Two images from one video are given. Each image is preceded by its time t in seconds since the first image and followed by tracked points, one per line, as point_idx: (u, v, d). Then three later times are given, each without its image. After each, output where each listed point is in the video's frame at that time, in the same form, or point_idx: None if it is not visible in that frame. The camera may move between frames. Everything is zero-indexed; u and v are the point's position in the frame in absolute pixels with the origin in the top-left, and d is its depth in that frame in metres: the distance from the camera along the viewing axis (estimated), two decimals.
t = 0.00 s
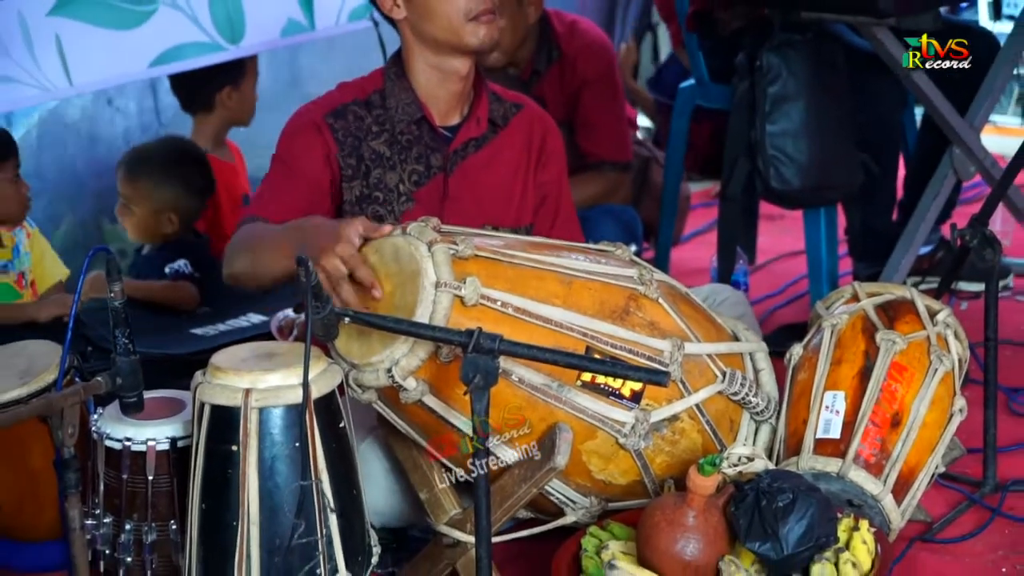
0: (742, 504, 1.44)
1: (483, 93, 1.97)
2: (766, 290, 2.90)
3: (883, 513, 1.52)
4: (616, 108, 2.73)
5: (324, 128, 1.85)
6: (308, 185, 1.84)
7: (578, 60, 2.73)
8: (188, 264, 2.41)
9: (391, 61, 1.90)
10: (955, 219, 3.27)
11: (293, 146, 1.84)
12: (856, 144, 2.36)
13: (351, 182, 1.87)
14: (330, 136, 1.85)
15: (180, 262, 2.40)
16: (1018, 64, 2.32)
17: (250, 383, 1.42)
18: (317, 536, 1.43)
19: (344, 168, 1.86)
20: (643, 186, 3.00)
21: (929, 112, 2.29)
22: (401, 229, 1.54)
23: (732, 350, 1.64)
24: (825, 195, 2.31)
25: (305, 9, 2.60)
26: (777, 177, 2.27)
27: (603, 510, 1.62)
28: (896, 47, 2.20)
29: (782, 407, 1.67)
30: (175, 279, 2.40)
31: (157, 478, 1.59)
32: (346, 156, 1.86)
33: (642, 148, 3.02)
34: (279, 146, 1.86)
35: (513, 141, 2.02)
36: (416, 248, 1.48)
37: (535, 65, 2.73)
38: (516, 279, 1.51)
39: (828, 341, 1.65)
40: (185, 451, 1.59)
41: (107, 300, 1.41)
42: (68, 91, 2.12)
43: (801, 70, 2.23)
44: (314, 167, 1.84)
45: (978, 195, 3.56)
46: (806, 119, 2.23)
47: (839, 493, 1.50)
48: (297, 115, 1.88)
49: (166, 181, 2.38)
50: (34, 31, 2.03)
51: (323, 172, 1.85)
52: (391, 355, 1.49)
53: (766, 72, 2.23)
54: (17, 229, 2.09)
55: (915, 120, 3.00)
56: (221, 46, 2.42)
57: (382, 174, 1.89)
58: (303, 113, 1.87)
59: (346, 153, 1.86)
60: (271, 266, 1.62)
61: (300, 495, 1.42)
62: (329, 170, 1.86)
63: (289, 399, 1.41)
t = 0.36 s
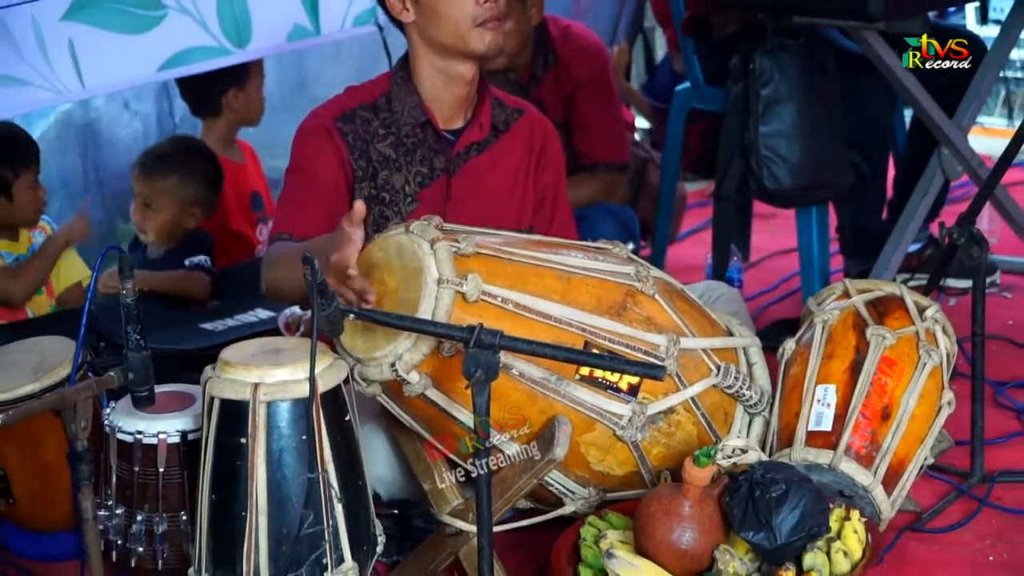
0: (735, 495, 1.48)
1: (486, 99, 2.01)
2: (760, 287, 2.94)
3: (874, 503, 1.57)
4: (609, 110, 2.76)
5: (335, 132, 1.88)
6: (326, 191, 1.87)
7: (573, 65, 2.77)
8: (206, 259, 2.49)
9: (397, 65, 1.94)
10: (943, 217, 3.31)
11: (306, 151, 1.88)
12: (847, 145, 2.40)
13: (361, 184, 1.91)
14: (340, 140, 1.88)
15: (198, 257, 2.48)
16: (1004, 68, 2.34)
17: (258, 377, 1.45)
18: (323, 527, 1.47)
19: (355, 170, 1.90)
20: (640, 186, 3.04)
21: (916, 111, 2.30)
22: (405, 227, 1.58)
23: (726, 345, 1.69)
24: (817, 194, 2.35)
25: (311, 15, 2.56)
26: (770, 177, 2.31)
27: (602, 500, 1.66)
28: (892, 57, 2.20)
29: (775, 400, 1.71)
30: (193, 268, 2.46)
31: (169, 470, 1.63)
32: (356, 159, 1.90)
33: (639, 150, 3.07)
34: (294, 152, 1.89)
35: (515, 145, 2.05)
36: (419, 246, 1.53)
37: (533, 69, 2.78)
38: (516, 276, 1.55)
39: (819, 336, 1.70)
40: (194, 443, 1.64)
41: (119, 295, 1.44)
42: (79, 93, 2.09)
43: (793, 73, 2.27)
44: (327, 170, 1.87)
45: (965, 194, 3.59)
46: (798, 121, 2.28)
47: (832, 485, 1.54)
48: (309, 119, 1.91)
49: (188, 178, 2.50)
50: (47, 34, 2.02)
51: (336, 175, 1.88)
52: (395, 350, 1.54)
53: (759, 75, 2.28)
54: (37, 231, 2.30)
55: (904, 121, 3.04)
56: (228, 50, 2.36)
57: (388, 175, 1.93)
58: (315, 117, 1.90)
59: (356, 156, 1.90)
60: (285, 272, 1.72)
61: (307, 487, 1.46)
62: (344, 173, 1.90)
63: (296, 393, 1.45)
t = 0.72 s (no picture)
0: (730, 489, 1.52)
1: (491, 104, 2.05)
2: (754, 286, 2.98)
3: (865, 496, 1.61)
4: (607, 115, 2.81)
5: (343, 140, 1.94)
6: (334, 199, 1.93)
7: (574, 70, 2.81)
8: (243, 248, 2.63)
9: (406, 72, 1.99)
10: (931, 218, 3.34)
11: (316, 159, 1.94)
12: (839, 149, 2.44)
13: (368, 190, 1.96)
14: (349, 149, 1.94)
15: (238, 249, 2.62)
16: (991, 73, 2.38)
17: (265, 375, 1.50)
18: (330, 521, 1.52)
19: (363, 176, 1.95)
20: (638, 189, 3.09)
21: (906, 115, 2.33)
22: (408, 229, 1.62)
23: (721, 343, 1.73)
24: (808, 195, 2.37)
25: (307, 22, 2.56)
26: (763, 180, 2.34)
27: (600, 494, 1.71)
28: (882, 62, 2.22)
29: (768, 397, 1.76)
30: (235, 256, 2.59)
31: (179, 466, 1.68)
32: (365, 166, 1.95)
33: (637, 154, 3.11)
34: (303, 159, 1.95)
35: (517, 151, 2.08)
36: (422, 248, 1.57)
37: (533, 75, 2.84)
38: (517, 277, 1.60)
39: (811, 334, 1.74)
40: (204, 440, 1.68)
41: (130, 296, 1.48)
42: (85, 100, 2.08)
43: (785, 78, 2.32)
44: (336, 177, 1.93)
45: (953, 196, 3.62)
46: (790, 125, 2.32)
47: (824, 479, 1.60)
48: (318, 126, 1.96)
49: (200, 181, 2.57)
50: (54, 42, 2.00)
51: (344, 182, 1.93)
52: (399, 349, 1.59)
53: (753, 80, 2.32)
54: (82, 249, 2.41)
55: (893, 124, 3.08)
56: (228, 57, 2.34)
57: (396, 181, 1.98)
58: (323, 125, 1.96)
59: (364, 162, 1.95)
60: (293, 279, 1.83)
61: (314, 482, 1.50)
62: (352, 180, 1.95)
63: (303, 391, 1.49)
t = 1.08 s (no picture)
0: (726, 488, 1.56)
1: (493, 115, 2.10)
2: (748, 290, 3.03)
3: (857, 495, 1.65)
4: (610, 122, 2.86)
5: (350, 151, 1.99)
6: (341, 209, 1.98)
7: (578, 79, 2.88)
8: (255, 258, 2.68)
9: (410, 84, 2.04)
10: (921, 224, 3.37)
11: (323, 170, 1.98)
12: (830, 156, 2.49)
13: (374, 201, 2.01)
14: (357, 159, 1.98)
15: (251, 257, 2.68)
16: (981, 84, 2.41)
17: (274, 377, 1.54)
18: (336, 519, 1.57)
19: (370, 186, 2.00)
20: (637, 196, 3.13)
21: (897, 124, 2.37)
22: (413, 235, 1.67)
23: (717, 346, 1.78)
24: (802, 203, 2.42)
25: (301, 32, 2.56)
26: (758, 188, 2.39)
27: (600, 493, 1.75)
28: (874, 73, 2.25)
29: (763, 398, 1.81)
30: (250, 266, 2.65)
31: (190, 465, 1.72)
32: (371, 176, 2.00)
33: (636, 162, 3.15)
34: (311, 170, 2.00)
35: (520, 159, 2.13)
36: (427, 253, 1.62)
37: (540, 85, 2.87)
38: (519, 281, 1.64)
39: (805, 338, 1.79)
40: (214, 440, 1.73)
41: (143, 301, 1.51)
42: (89, 107, 2.21)
43: (780, 88, 2.35)
44: (343, 187, 1.98)
45: (942, 203, 3.65)
46: (785, 133, 2.36)
47: (817, 478, 1.65)
48: (325, 139, 2.01)
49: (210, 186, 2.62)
50: (59, 52, 2.13)
51: (351, 193, 1.98)
52: (404, 352, 1.63)
53: (748, 90, 2.36)
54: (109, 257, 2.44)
55: (884, 132, 3.12)
56: (222, 66, 2.42)
57: (400, 191, 2.02)
58: (331, 138, 2.00)
59: (370, 172, 2.00)
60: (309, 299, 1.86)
61: (321, 480, 1.55)
62: (358, 190, 2.00)
63: (310, 393, 1.54)
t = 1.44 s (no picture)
0: (724, 491, 1.61)
1: (498, 128, 2.15)
2: (745, 299, 3.07)
3: (851, 498, 1.70)
4: (607, 134, 2.94)
5: (357, 156, 2.04)
6: (347, 210, 2.04)
7: (577, 90, 2.94)
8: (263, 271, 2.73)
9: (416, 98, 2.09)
10: (913, 235, 3.42)
11: (330, 172, 2.04)
12: (824, 169, 2.54)
13: (381, 206, 2.06)
14: (362, 164, 2.04)
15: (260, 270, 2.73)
16: (970, 98, 2.47)
17: (285, 384, 1.59)
18: (345, 522, 1.62)
19: (375, 192, 2.05)
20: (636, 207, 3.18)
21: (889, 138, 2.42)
22: (420, 246, 1.73)
23: (714, 353, 1.83)
24: (797, 215, 2.47)
25: (302, 47, 2.57)
26: (754, 200, 2.43)
27: (601, 496, 1.80)
28: (866, 89, 2.30)
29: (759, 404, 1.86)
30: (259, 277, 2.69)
31: (202, 469, 1.77)
32: (376, 182, 2.05)
33: (635, 173, 3.20)
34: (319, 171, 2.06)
35: (523, 171, 2.17)
36: (433, 264, 1.68)
37: (541, 98, 2.94)
38: (522, 291, 1.70)
39: (800, 345, 1.84)
40: (226, 444, 1.77)
41: (158, 310, 1.55)
42: (98, 121, 2.28)
43: (775, 103, 2.41)
44: (349, 190, 2.03)
45: (933, 213, 3.70)
46: (780, 146, 2.41)
47: (811, 482, 1.69)
48: (334, 143, 2.07)
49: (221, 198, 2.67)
50: (69, 66, 2.20)
51: (357, 195, 2.03)
52: (412, 359, 1.69)
53: (744, 104, 2.41)
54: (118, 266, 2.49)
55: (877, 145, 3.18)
56: (224, 81, 2.46)
57: (408, 198, 2.08)
58: (341, 143, 2.06)
59: (376, 178, 2.05)
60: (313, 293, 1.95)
61: (331, 485, 1.60)
62: (364, 194, 2.05)
63: (320, 399, 1.59)
